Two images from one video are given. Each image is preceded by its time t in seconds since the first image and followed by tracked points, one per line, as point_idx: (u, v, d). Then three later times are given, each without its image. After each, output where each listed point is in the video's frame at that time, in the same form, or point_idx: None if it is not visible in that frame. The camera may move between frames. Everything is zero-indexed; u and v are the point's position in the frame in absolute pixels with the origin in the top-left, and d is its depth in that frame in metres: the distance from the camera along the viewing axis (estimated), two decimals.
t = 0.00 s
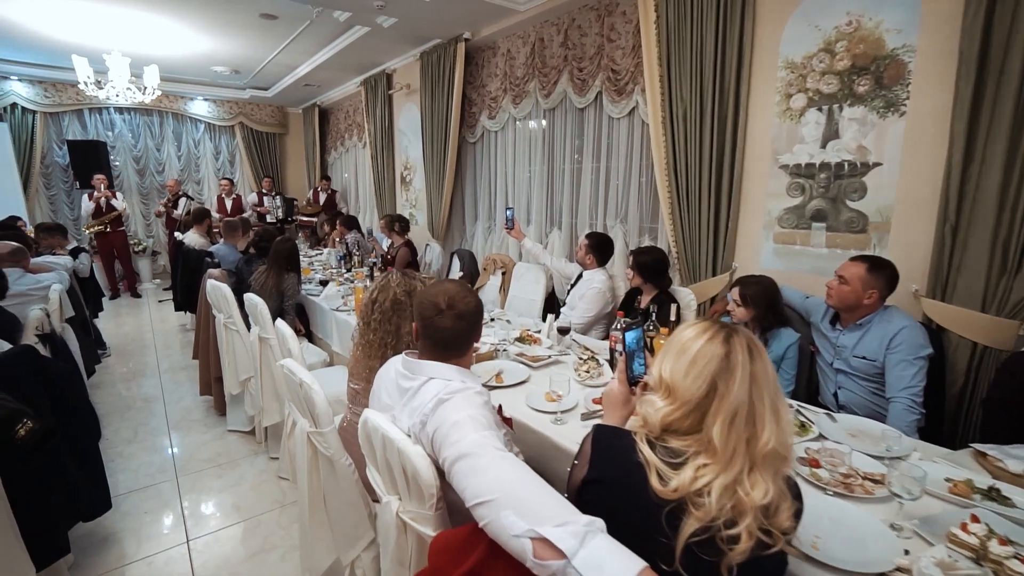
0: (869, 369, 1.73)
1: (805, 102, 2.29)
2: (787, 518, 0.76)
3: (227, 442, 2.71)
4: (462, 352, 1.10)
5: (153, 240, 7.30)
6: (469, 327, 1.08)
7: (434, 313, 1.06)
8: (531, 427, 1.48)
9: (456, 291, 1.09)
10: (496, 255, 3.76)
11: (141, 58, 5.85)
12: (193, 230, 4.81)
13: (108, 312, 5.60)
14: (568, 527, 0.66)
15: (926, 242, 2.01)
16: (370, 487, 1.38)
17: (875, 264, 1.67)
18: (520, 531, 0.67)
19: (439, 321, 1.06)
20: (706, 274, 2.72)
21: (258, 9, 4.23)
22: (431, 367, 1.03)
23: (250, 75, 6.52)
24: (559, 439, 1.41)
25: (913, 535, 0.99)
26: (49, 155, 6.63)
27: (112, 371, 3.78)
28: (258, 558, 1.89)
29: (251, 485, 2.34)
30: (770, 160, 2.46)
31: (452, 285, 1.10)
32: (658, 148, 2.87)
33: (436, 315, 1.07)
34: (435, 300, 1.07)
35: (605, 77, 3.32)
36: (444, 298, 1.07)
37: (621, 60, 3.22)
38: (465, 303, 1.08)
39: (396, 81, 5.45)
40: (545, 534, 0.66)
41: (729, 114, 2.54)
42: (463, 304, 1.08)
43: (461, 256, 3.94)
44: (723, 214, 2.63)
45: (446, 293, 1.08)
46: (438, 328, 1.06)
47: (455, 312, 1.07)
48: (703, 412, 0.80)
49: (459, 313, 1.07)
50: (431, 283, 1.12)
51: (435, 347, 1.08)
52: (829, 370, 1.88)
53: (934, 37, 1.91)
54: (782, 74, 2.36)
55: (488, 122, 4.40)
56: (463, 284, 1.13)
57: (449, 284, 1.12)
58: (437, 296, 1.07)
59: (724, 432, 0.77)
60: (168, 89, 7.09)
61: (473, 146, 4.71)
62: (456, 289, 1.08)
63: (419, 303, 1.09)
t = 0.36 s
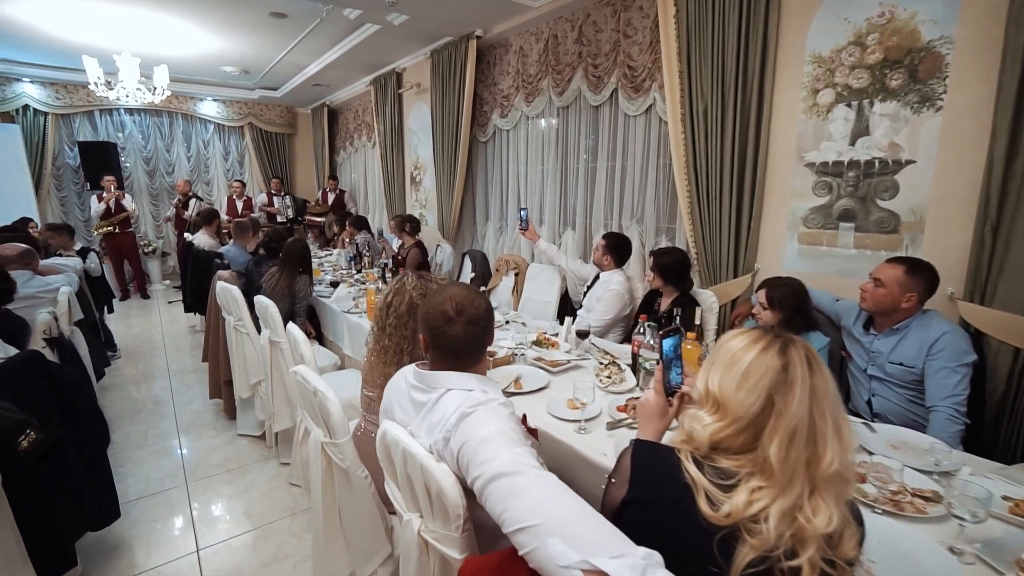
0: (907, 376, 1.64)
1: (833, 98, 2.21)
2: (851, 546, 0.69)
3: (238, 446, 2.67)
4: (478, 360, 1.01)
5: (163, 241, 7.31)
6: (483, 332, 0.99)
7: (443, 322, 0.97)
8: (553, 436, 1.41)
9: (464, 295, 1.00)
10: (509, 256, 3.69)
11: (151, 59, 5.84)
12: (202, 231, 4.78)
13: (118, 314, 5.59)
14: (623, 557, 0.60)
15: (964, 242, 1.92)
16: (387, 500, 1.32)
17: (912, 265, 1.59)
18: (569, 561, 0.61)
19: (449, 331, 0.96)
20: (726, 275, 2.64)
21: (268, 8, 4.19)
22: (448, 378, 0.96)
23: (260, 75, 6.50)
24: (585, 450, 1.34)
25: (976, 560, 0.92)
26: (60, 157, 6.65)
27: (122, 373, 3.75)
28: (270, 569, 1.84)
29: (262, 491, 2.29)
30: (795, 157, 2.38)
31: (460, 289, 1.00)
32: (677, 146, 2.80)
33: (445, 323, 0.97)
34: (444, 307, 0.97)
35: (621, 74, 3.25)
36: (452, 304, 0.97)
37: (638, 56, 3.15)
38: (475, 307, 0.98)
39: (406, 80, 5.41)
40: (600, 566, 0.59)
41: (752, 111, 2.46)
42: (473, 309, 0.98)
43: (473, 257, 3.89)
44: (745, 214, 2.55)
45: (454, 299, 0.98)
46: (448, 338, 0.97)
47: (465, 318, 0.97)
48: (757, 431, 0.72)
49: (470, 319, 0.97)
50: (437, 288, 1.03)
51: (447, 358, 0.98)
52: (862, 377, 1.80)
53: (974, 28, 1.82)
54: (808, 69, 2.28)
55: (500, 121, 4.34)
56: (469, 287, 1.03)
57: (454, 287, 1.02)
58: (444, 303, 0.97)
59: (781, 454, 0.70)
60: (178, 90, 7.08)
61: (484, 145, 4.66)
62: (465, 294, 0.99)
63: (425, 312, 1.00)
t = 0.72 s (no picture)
0: (953, 384, 1.55)
1: (863, 90, 2.11)
2: None
3: (239, 452, 2.57)
4: (506, 371, 0.90)
5: (162, 238, 7.20)
6: (511, 341, 0.87)
7: (468, 332, 0.85)
8: (580, 450, 1.32)
9: (489, 300, 0.88)
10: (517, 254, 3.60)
11: (150, 52, 5.73)
12: (202, 227, 4.67)
13: (116, 312, 5.49)
14: None
15: (1005, 242, 1.82)
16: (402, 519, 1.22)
17: (960, 266, 1.49)
18: None
19: (474, 341, 0.85)
20: (746, 276, 2.54)
21: None
22: (477, 392, 0.86)
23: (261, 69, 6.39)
24: (616, 465, 1.25)
25: None
26: (57, 152, 6.54)
27: (119, 373, 3.65)
28: None
29: (265, 500, 2.19)
30: (820, 153, 2.27)
31: (484, 293, 0.89)
32: (694, 141, 2.70)
33: (469, 332, 0.86)
34: (467, 314, 0.86)
35: (635, 66, 3.15)
36: (477, 311, 0.86)
37: (652, 48, 3.05)
38: (502, 313, 0.87)
39: (410, 74, 5.30)
40: None
41: (776, 104, 2.36)
42: (500, 316, 0.86)
43: (480, 255, 3.80)
44: (767, 212, 2.45)
45: (478, 305, 0.87)
46: (473, 348, 0.85)
47: (491, 326, 0.85)
48: (846, 459, 0.62)
49: (497, 327, 0.85)
50: (458, 291, 0.91)
51: (473, 370, 0.87)
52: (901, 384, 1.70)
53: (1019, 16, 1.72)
54: (836, 60, 2.17)
55: (507, 116, 4.25)
56: (494, 290, 0.92)
57: (478, 291, 0.90)
58: (468, 310, 0.86)
59: (879, 487, 0.60)
60: (177, 85, 6.97)
61: (491, 141, 4.56)
62: (490, 298, 0.87)
63: (445, 319, 0.88)
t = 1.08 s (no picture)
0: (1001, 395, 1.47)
1: (893, 85, 2.02)
2: None
3: (244, 460, 2.49)
4: (547, 391, 0.82)
5: (164, 240, 7.13)
6: (554, 359, 0.80)
7: (507, 349, 0.78)
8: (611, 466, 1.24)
9: (531, 313, 0.80)
10: (527, 255, 3.53)
11: (152, 51, 5.66)
12: (205, 228, 4.60)
13: (118, 314, 5.42)
14: None
15: None
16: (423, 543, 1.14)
17: (1011, 271, 1.40)
18: None
19: (514, 359, 0.77)
20: (768, 278, 2.46)
21: None
22: (516, 415, 0.78)
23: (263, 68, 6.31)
24: (651, 483, 1.17)
25: None
26: (59, 152, 6.48)
27: (120, 378, 3.58)
28: None
29: (271, 512, 2.11)
30: (847, 150, 2.18)
31: (524, 305, 0.81)
32: (713, 140, 2.61)
33: (509, 350, 0.78)
34: (506, 330, 0.78)
35: (649, 63, 3.07)
36: (518, 326, 0.78)
37: (667, 44, 2.97)
38: (545, 328, 0.79)
39: (415, 72, 5.22)
40: None
41: (800, 100, 2.27)
42: (543, 332, 0.79)
43: (489, 256, 3.72)
44: (790, 212, 2.36)
45: (518, 319, 0.79)
46: (514, 367, 0.78)
47: (533, 343, 0.78)
48: (960, 502, 0.54)
49: (540, 344, 0.78)
50: (494, 302, 0.84)
51: (512, 391, 0.80)
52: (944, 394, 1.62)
53: None
54: (865, 53, 2.08)
55: (516, 115, 4.17)
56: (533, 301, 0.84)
57: (516, 303, 0.83)
58: (508, 325, 0.78)
59: (1003, 537, 0.52)
60: (179, 84, 6.90)
61: (498, 140, 4.48)
62: (531, 312, 0.80)
63: (481, 334, 0.81)
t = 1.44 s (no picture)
0: None
1: (935, 82, 1.92)
2: None
3: (253, 468, 2.42)
4: (601, 415, 0.75)
5: (171, 239, 7.09)
6: (612, 381, 0.73)
7: (561, 370, 0.71)
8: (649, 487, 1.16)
9: (587, 329, 0.73)
10: (541, 258, 3.47)
11: (159, 49, 5.61)
12: (212, 228, 4.53)
13: (124, 314, 5.37)
14: None
15: None
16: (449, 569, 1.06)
17: None
18: None
19: (568, 382, 0.70)
20: (795, 283, 2.37)
21: None
22: (568, 443, 0.71)
23: (271, 66, 6.25)
24: (694, 507, 1.09)
25: None
26: (66, 151, 6.45)
27: (127, 380, 3.52)
28: None
29: (281, 524, 2.03)
30: (883, 151, 2.09)
31: (579, 320, 0.74)
32: (738, 140, 2.53)
33: (562, 371, 0.71)
34: (559, 349, 0.71)
35: (670, 61, 2.98)
36: (573, 345, 0.71)
37: (689, 41, 2.88)
38: (603, 348, 0.72)
39: (425, 71, 5.15)
40: None
41: (833, 97, 2.17)
42: (600, 352, 0.72)
43: (502, 258, 3.65)
44: (820, 215, 2.27)
45: (574, 336, 0.72)
46: (567, 390, 0.71)
47: (589, 365, 0.71)
48: None
49: (596, 367, 0.71)
50: (544, 316, 0.77)
51: (564, 414, 0.73)
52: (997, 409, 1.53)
53: None
54: (904, 49, 1.99)
55: (529, 114, 4.09)
56: (590, 314, 0.76)
57: (571, 316, 0.75)
58: (563, 342, 0.71)
59: None
60: (187, 83, 6.85)
61: (510, 140, 4.41)
62: (587, 329, 0.72)
63: (530, 352, 0.74)
